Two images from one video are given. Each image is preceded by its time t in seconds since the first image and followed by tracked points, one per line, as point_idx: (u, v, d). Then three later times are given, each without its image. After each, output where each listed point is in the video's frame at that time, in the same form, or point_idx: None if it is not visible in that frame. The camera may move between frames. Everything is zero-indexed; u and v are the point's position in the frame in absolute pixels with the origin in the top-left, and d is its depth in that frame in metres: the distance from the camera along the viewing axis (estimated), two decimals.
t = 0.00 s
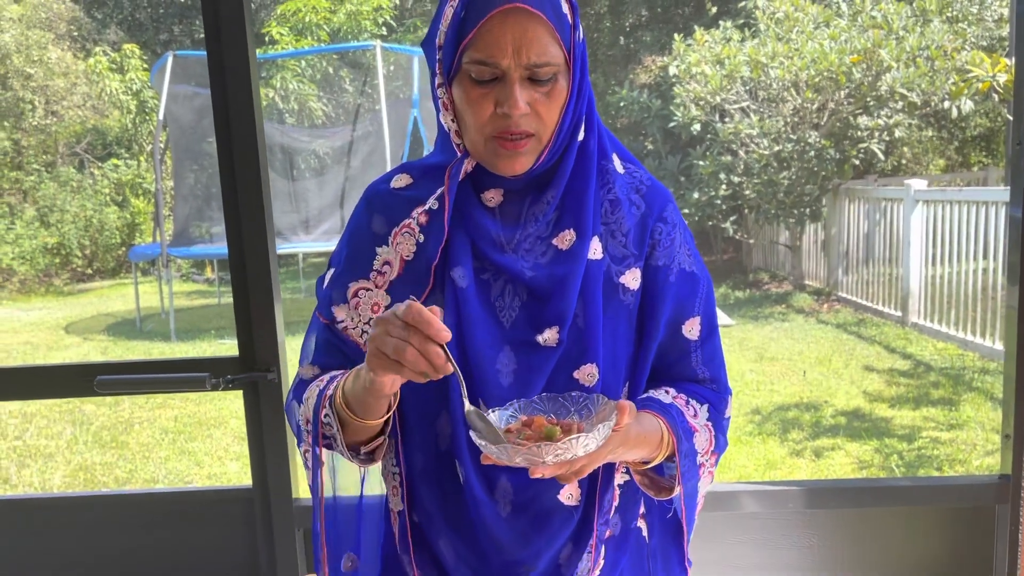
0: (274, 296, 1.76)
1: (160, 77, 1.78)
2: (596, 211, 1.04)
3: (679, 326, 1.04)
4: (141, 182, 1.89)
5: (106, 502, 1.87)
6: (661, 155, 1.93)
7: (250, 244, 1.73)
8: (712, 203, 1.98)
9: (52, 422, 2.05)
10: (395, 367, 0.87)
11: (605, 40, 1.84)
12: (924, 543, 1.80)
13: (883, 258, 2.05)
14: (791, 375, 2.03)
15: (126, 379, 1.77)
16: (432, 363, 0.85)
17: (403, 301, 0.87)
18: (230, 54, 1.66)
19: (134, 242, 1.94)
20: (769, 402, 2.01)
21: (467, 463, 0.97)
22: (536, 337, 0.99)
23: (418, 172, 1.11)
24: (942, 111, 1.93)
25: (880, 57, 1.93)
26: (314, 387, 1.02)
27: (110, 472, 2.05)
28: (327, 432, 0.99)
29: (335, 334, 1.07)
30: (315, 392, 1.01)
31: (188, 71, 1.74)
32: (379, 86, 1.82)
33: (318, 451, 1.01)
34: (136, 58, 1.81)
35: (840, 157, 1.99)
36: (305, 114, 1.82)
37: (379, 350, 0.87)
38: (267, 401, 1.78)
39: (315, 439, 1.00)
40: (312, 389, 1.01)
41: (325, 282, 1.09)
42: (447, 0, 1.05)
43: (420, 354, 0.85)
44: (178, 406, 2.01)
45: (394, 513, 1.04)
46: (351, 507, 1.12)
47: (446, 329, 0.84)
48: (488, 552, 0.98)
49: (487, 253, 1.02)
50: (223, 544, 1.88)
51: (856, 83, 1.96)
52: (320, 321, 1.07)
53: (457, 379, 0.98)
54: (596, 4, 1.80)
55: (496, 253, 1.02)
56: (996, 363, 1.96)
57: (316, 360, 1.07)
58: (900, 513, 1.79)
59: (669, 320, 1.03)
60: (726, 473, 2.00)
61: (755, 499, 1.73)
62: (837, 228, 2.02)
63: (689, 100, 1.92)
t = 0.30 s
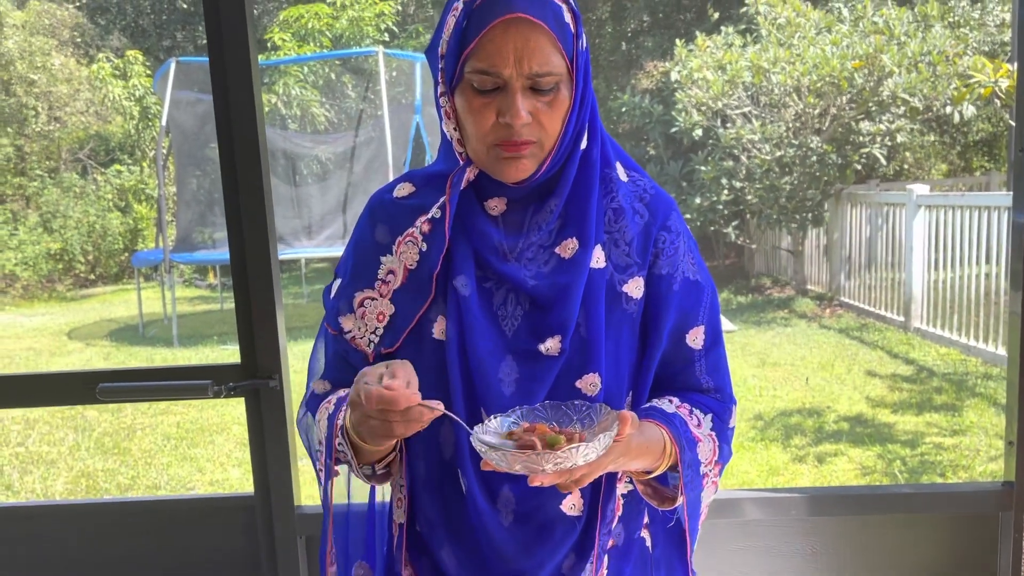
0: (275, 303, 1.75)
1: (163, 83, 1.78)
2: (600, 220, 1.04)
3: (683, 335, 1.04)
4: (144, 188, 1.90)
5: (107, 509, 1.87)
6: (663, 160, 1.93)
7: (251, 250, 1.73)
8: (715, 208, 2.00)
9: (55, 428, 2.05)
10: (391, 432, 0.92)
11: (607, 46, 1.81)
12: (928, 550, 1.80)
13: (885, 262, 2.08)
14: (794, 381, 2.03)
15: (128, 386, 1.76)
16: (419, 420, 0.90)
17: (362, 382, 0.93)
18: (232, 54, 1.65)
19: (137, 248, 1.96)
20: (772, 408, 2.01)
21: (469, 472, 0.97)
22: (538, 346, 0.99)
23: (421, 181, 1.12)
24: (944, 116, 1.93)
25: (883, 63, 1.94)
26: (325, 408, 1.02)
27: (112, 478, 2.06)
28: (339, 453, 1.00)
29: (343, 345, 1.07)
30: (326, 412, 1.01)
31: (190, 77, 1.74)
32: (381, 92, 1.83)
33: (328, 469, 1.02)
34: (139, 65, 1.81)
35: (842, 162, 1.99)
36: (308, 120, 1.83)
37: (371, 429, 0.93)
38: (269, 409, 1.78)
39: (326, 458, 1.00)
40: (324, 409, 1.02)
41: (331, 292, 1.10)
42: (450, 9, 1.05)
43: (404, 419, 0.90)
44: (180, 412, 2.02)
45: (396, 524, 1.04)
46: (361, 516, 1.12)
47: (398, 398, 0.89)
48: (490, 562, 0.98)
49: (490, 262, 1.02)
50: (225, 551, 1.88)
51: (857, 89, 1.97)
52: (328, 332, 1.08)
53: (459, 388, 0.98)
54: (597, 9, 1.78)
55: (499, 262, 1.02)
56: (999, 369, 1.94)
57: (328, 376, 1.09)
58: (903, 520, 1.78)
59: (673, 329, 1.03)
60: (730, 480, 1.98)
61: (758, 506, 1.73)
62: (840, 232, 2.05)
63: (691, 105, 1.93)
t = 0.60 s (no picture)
0: (275, 311, 1.75)
1: (164, 89, 1.77)
2: (603, 227, 1.04)
3: (686, 343, 1.03)
4: (145, 193, 1.90)
5: (108, 516, 1.87)
6: (664, 165, 1.93)
7: (252, 254, 1.73)
8: (716, 214, 1.99)
9: (56, 434, 2.05)
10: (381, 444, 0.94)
11: (608, 51, 1.81)
12: (931, 558, 1.79)
13: (887, 268, 2.07)
14: (797, 386, 2.02)
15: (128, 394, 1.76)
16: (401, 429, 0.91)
17: (337, 413, 0.93)
18: (232, 56, 1.65)
19: (139, 253, 1.96)
20: (774, 414, 2.00)
21: (472, 481, 0.97)
22: (541, 355, 0.99)
23: (424, 188, 1.12)
24: (945, 121, 1.93)
25: (884, 68, 1.93)
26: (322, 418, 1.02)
27: (113, 484, 2.05)
28: (338, 465, 1.01)
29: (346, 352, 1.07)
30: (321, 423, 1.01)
31: (191, 83, 1.74)
32: (383, 97, 1.83)
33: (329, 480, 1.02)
34: (141, 70, 1.80)
35: (843, 167, 1.99)
36: (310, 125, 1.83)
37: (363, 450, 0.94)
38: (270, 416, 1.77)
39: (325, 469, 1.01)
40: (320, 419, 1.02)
41: (334, 299, 1.10)
42: (453, 14, 1.05)
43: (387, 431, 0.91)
44: (181, 417, 2.01)
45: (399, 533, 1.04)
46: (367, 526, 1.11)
47: (372, 418, 0.89)
48: (493, 572, 0.98)
49: (493, 269, 1.01)
50: (226, 558, 1.88)
51: (859, 94, 1.97)
52: (332, 339, 1.08)
53: (461, 397, 0.98)
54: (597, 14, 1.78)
55: (501, 269, 1.01)
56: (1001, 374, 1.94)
57: (330, 383, 1.09)
58: (907, 528, 1.78)
59: (676, 337, 1.02)
60: (732, 485, 1.94)
61: (761, 513, 1.73)
62: (841, 238, 2.03)
63: (692, 110, 1.92)
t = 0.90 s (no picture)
0: (276, 314, 1.74)
1: (165, 93, 1.77)
2: (606, 229, 1.04)
3: (690, 345, 1.03)
4: (147, 197, 1.90)
5: (108, 520, 1.86)
6: (665, 169, 1.92)
7: (253, 259, 1.73)
8: (717, 217, 2.00)
9: (56, 439, 2.05)
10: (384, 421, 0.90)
11: (609, 55, 1.78)
12: (935, 562, 1.78)
13: (888, 271, 2.09)
14: (798, 390, 2.00)
15: (127, 396, 1.75)
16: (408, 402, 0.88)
17: (356, 367, 0.91)
18: (232, 58, 1.65)
19: (140, 257, 1.95)
20: (775, 417, 1.98)
21: (474, 484, 0.96)
22: (543, 358, 0.98)
23: (427, 190, 1.12)
24: (946, 125, 1.92)
25: (885, 71, 1.93)
26: (327, 418, 1.02)
27: (114, 489, 2.05)
28: (343, 464, 0.99)
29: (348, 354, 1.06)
30: (327, 422, 1.01)
31: (192, 87, 1.74)
32: (384, 101, 1.83)
33: (335, 481, 1.00)
34: (143, 74, 1.81)
35: (845, 170, 2.00)
36: (311, 129, 1.83)
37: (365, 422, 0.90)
38: (271, 419, 1.77)
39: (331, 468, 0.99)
40: (325, 419, 1.02)
41: (335, 301, 1.09)
42: (456, 14, 1.05)
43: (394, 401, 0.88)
44: (182, 421, 2.01)
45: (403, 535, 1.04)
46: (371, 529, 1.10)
47: (382, 379, 0.86)
48: None
49: (495, 271, 1.01)
50: (226, 563, 1.87)
51: (860, 97, 1.97)
52: (333, 340, 1.07)
53: (464, 400, 0.98)
54: (599, 19, 1.75)
55: (504, 272, 1.01)
56: (1004, 378, 1.93)
57: (330, 385, 1.07)
58: (910, 533, 1.77)
59: (680, 339, 1.02)
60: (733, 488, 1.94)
61: (764, 518, 1.72)
62: (843, 241, 2.06)
63: (693, 114, 1.92)
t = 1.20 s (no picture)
0: (276, 312, 1.74)
1: (165, 94, 1.77)
2: (605, 223, 1.04)
3: (689, 340, 1.03)
4: (147, 198, 1.90)
5: (109, 521, 1.86)
6: (666, 170, 1.91)
7: (253, 257, 1.72)
8: (717, 218, 1.99)
9: (57, 439, 2.05)
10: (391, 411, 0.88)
11: (609, 56, 1.79)
12: (935, 561, 1.78)
13: (888, 271, 2.07)
14: (798, 390, 2.00)
15: (127, 396, 1.75)
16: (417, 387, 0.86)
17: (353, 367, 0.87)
18: (232, 58, 1.65)
19: (140, 258, 1.95)
20: (776, 417, 1.99)
21: (474, 476, 0.96)
22: (543, 351, 0.98)
23: (425, 183, 1.11)
24: (946, 125, 1.91)
25: (885, 71, 1.93)
26: (323, 411, 1.01)
27: (114, 489, 2.04)
28: (340, 456, 0.98)
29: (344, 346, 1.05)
30: (323, 416, 1.00)
31: (193, 88, 1.73)
32: (384, 102, 1.83)
33: (331, 474, 1.00)
34: (143, 75, 1.81)
35: (845, 170, 2.00)
36: (311, 130, 1.83)
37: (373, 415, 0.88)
38: (270, 417, 1.77)
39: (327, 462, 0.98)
40: (321, 413, 1.01)
41: (332, 295, 1.08)
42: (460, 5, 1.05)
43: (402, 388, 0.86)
44: (182, 422, 2.01)
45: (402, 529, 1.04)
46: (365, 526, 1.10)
47: (389, 373, 0.84)
48: (495, 571, 0.97)
49: (495, 263, 1.01)
50: (226, 562, 1.87)
51: (860, 98, 1.97)
52: (330, 333, 1.06)
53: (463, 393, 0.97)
54: (599, 19, 1.77)
55: (503, 264, 1.01)
56: (1004, 377, 1.94)
57: (326, 378, 1.06)
58: (910, 531, 1.77)
59: (679, 333, 1.02)
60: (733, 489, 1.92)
61: (764, 516, 1.72)
62: (843, 241, 2.05)
63: (693, 114, 1.92)
